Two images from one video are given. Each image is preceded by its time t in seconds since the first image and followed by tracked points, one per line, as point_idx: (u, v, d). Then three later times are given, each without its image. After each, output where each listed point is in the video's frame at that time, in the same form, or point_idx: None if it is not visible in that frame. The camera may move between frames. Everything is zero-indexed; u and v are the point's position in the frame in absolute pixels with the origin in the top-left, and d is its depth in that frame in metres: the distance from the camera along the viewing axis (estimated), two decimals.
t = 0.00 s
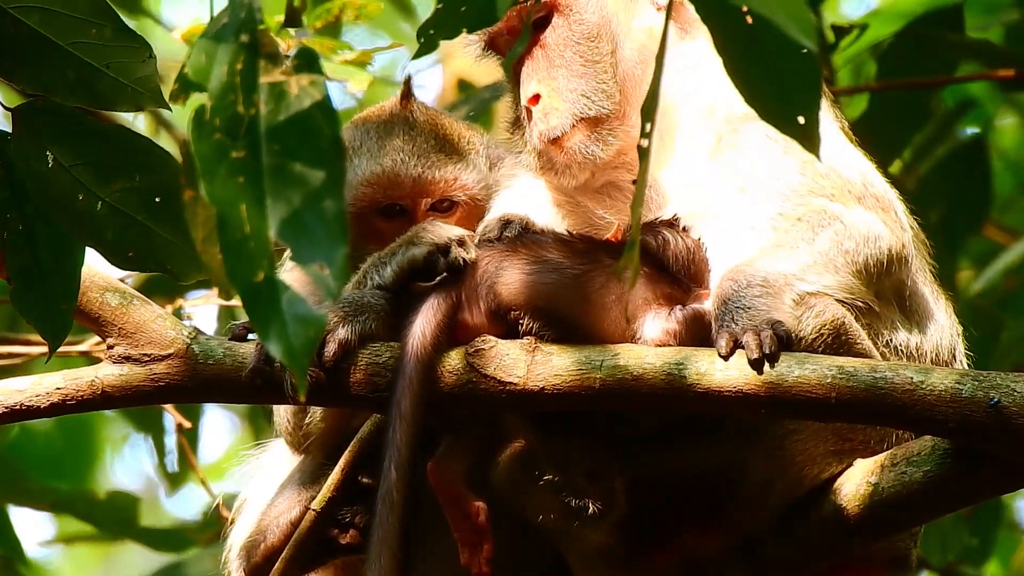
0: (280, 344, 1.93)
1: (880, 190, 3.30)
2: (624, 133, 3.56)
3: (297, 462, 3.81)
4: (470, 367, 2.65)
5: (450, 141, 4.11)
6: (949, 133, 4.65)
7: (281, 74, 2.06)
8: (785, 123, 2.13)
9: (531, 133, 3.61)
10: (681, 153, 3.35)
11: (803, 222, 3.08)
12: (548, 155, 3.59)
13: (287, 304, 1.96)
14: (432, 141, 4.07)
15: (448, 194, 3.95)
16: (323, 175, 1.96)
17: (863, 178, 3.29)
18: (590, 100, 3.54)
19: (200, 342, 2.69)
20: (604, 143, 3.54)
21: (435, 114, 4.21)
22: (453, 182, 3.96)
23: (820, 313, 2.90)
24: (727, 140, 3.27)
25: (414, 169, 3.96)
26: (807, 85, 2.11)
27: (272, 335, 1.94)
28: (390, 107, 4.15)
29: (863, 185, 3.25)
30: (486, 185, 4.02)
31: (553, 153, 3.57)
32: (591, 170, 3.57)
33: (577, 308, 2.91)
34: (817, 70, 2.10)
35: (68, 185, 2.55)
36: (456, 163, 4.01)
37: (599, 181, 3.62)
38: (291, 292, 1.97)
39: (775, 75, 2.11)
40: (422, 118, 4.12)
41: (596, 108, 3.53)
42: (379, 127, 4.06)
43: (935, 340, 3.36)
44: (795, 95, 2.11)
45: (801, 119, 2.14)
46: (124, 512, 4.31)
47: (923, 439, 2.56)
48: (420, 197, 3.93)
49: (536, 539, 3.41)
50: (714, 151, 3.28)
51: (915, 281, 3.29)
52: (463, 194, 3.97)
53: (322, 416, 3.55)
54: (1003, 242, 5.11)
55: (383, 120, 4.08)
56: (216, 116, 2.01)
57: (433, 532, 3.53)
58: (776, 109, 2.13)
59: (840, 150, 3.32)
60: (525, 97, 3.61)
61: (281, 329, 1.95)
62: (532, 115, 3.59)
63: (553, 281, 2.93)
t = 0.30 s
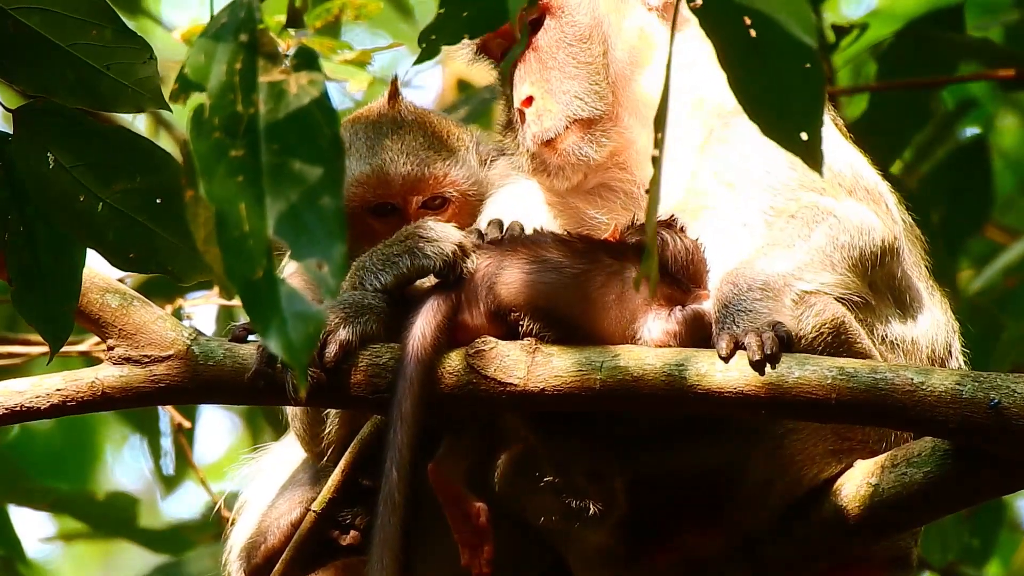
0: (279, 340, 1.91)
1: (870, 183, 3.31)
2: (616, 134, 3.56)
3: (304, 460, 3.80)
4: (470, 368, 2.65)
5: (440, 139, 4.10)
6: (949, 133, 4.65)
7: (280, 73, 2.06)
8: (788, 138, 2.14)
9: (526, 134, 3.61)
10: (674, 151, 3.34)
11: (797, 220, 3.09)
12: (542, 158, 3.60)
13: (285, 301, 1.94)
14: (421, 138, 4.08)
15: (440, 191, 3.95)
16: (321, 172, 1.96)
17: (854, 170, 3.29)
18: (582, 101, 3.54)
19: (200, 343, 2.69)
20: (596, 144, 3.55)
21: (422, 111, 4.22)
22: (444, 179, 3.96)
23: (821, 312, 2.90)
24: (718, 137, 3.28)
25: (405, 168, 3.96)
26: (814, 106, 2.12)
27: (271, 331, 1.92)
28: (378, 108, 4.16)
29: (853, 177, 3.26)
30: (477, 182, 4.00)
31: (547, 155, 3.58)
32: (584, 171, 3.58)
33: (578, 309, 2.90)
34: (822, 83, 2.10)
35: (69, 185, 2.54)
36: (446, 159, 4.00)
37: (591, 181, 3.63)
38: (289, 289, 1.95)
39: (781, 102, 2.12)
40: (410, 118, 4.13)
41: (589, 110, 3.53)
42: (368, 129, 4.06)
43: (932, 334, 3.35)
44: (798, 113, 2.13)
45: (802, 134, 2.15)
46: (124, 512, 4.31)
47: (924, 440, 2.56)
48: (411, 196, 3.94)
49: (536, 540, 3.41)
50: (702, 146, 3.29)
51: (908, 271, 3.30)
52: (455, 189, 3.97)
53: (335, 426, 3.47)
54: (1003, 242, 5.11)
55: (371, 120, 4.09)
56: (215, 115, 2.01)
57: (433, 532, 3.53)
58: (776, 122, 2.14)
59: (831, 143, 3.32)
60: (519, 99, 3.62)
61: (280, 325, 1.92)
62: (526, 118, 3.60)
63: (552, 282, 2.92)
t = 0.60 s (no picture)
0: (276, 353, 1.93)
1: (865, 174, 3.30)
2: (615, 134, 3.56)
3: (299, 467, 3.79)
4: (470, 368, 2.65)
5: (445, 139, 4.09)
6: (949, 133, 4.65)
7: (281, 77, 2.06)
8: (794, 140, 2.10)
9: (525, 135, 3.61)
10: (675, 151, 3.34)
11: (795, 214, 3.08)
12: (541, 160, 3.60)
13: (284, 312, 1.96)
14: (428, 138, 4.05)
15: (446, 192, 3.95)
16: (323, 184, 1.96)
17: (849, 162, 3.28)
18: (579, 101, 3.54)
19: (200, 343, 2.69)
20: (596, 145, 3.55)
21: (426, 111, 4.19)
22: (451, 179, 3.96)
23: (821, 311, 2.91)
24: (711, 133, 3.27)
25: (413, 168, 3.95)
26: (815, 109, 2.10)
27: (269, 344, 1.94)
28: (384, 105, 4.13)
29: (848, 169, 3.25)
30: (483, 183, 4.02)
31: (546, 156, 3.59)
32: (582, 172, 3.59)
33: (579, 309, 2.91)
34: (827, 86, 2.08)
35: (68, 185, 2.55)
36: (452, 159, 4.01)
37: (591, 181, 3.64)
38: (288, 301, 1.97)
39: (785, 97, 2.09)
40: (415, 117, 4.09)
41: (587, 110, 3.53)
42: (373, 127, 4.04)
43: (926, 332, 3.35)
44: (804, 113, 2.10)
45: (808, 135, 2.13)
46: (124, 512, 4.31)
47: (924, 440, 2.56)
48: (417, 196, 3.93)
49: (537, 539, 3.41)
50: (696, 141, 3.29)
51: (903, 264, 3.29)
52: (462, 189, 3.98)
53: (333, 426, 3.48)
54: (1003, 241, 5.11)
55: (376, 120, 4.06)
56: (215, 120, 2.00)
57: (433, 532, 3.53)
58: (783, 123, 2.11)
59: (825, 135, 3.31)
60: (517, 100, 3.61)
61: (279, 336, 1.95)
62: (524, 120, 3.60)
63: (553, 282, 2.92)
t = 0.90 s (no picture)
0: (281, 336, 1.92)
1: (863, 171, 3.29)
2: (616, 133, 3.56)
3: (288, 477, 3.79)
4: (470, 368, 2.65)
5: (453, 140, 4.08)
6: (948, 132, 4.65)
7: (280, 72, 2.06)
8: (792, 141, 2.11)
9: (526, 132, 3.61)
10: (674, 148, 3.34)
11: (793, 212, 3.08)
12: (541, 158, 3.61)
13: (286, 298, 1.95)
14: (436, 139, 4.04)
15: (454, 193, 3.92)
16: (319, 169, 1.98)
17: (846, 160, 3.28)
18: (580, 100, 3.54)
19: (200, 342, 2.69)
20: (597, 143, 3.55)
21: (437, 114, 4.18)
22: (459, 180, 3.94)
23: (821, 310, 2.92)
24: (711, 129, 3.29)
25: (422, 169, 3.93)
26: (814, 112, 2.10)
27: (272, 326, 1.93)
28: (395, 105, 4.14)
29: (844, 166, 3.25)
30: (490, 186, 4.01)
31: (546, 154, 3.59)
32: (583, 170, 3.59)
33: (578, 308, 2.90)
34: (824, 87, 2.09)
35: (67, 184, 2.55)
36: (460, 161, 4.00)
37: (591, 180, 3.63)
38: (289, 287, 1.97)
39: (785, 101, 2.09)
40: (424, 118, 4.10)
41: (587, 109, 3.53)
42: (381, 125, 4.06)
43: (924, 329, 3.35)
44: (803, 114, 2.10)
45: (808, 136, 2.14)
46: (123, 512, 4.31)
47: (924, 439, 2.56)
48: (426, 198, 3.91)
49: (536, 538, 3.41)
50: (694, 137, 3.30)
51: (900, 262, 3.29)
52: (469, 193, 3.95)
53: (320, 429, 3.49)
54: (1002, 241, 5.12)
55: (385, 119, 4.08)
56: (216, 113, 2.01)
57: (433, 531, 3.53)
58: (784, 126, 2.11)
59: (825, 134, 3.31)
60: (518, 100, 3.64)
61: (282, 321, 1.94)
62: (525, 119, 3.61)
63: (552, 281, 2.92)
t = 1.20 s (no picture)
0: (280, 333, 1.93)
1: (860, 168, 3.29)
2: (615, 134, 3.55)
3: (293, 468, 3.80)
4: (470, 367, 2.65)
5: (457, 139, 4.06)
6: (949, 132, 4.65)
7: (280, 71, 2.05)
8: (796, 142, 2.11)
9: (526, 135, 3.59)
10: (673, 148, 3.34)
11: (792, 210, 3.08)
12: (541, 159, 3.60)
13: (285, 294, 1.96)
14: (440, 139, 4.02)
15: (455, 192, 3.93)
16: (318, 165, 1.98)
17: (844, 158, 3.27)
18: (579, 101, 3.53)
19: (199, 342, 2.69)
20: (596, 144, 3.55)
21: (442, 112, 4.18)
22: (461, 180, 3.94)
23: (821, 311, 2.92)
24: (710, 126, 3.26)
25: (423, 168, 3.93)
26: (814, 112, 2.10)
27: (272, 323, 1.94)
28: (397, 102, 4.14)
29: (842, 163, 3.24)
30: (491, 185, 3.98)
31: (546, 156, 3.59)
32: (581, 171, 3.59)
33: (577, 308, 2.90)
34: (827, 86, 2.08)
35: (68, 185, 2.55)
36: (462, 160, 3.99)
37: (590, 181, 3.64)
38: (289, 281, 1.98)
39: (785, 101, 2.10)
40: (428, 115, 4.09)
41: (586, 110, 3.53)
42: (385, 121, 4.06)
43: (921, 327, 3.35)
44: (806, 114, 2.10)
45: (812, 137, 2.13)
46: (124, 512, 4.31)
47: (924, 439, 2.56)
48: (426, 195, 3.92)
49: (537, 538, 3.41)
50: (693, 136, 3.28)
51: (898, 259, 3.29)
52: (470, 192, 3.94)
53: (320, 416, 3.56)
54: (1003, 241, 5.12)
55: (389, 115, 4.08)
56: (215, 112, 2.00)
57: (433, 531, 3.53)
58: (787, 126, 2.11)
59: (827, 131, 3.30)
60: (516, 101, 3.60)
61: (282, 318, 1.95)
62: (524, 121, 3.59)
63: (552, 281, 2.92)
